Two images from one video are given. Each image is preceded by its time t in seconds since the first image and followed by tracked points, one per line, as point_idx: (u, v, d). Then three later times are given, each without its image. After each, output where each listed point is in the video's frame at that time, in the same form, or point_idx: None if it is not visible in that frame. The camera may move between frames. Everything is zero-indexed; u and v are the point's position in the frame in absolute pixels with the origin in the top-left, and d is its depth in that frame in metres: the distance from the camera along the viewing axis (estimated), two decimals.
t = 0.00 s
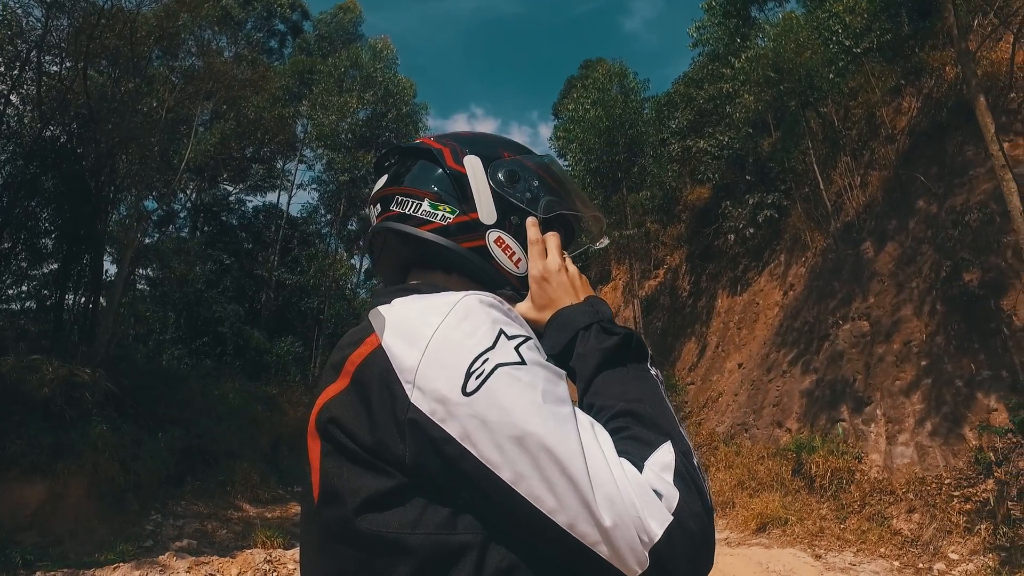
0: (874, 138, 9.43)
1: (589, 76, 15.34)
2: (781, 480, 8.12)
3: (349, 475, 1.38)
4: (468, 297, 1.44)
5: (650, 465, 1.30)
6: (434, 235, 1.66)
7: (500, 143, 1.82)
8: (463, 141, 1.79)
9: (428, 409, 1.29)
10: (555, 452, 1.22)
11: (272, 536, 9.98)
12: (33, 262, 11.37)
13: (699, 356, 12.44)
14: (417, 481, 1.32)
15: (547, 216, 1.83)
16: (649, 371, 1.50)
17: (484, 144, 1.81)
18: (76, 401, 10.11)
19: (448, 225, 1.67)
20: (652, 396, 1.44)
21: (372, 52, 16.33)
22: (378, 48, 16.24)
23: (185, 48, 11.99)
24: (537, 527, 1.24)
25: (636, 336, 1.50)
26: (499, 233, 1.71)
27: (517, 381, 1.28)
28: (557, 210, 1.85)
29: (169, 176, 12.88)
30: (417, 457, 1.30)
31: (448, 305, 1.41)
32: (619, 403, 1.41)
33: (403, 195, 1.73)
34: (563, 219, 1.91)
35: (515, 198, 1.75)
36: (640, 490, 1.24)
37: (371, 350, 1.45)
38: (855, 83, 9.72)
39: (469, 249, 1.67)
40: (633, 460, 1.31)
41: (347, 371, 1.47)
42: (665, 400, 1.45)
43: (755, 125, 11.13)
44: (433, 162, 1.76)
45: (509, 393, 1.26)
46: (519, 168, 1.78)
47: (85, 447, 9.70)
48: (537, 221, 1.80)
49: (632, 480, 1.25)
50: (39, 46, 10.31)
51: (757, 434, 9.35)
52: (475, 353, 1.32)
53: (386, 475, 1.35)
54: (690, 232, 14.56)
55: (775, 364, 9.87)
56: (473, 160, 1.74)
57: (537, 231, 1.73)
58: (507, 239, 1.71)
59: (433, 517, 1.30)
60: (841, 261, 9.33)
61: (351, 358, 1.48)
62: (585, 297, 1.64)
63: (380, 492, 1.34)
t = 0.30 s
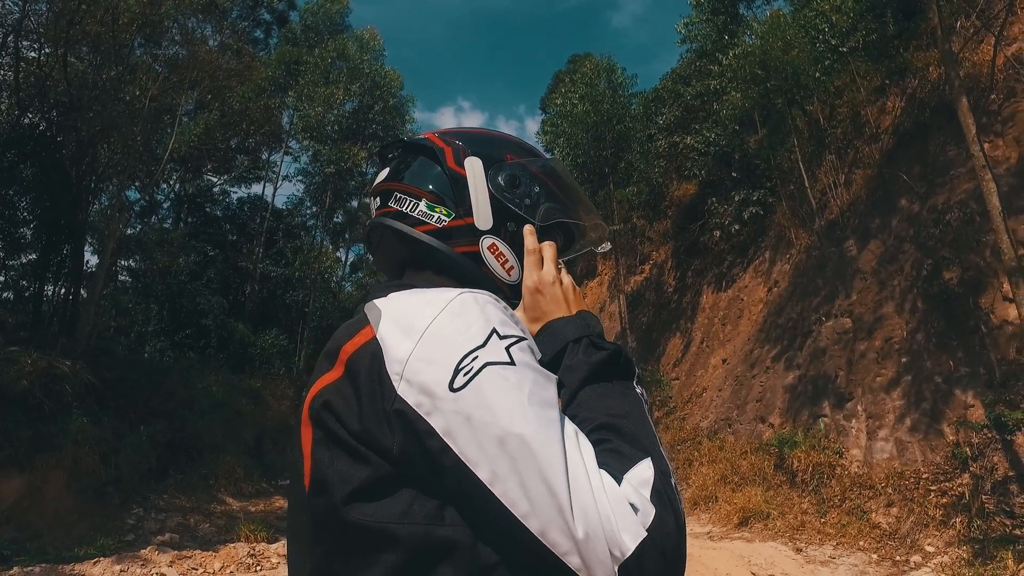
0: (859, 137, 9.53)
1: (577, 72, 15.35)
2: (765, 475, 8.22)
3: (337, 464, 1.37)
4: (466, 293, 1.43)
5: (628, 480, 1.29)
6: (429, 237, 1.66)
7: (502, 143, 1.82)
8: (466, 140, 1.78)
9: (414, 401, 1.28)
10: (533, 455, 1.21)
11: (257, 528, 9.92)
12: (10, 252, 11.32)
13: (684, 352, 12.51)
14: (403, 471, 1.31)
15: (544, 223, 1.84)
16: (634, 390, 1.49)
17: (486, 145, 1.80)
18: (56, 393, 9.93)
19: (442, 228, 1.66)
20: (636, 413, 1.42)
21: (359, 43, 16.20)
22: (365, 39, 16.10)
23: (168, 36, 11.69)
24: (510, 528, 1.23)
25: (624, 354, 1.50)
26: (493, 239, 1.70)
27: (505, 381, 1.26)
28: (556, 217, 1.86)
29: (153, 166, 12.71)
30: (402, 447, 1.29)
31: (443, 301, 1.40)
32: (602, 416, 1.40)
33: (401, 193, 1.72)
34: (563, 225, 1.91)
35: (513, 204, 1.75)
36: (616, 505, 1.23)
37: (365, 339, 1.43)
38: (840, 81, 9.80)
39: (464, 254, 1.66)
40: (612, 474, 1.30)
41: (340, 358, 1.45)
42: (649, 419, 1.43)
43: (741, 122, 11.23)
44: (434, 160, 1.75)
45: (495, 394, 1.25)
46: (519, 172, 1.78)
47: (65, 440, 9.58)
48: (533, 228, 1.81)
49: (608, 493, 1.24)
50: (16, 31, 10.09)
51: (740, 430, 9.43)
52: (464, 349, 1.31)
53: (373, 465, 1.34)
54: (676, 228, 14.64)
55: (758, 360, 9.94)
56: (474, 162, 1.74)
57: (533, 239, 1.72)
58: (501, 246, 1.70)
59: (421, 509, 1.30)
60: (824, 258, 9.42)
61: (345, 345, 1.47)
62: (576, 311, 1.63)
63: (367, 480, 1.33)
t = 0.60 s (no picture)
0: (839, 138, 9.65)
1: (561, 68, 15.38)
2: (742, 471, 8.32)
3: (319, 459, 1.37)
4: (456, 295, 1.41)
5: (609, 489, 1.29)
6: (418, 238, 1.64)
7: (496, 147, 1.82)
8: (458, 142, 1.77)
9: (399, 402, 1.27)
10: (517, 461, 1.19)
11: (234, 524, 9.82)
12: None
13: (665, 349, 12.61)
14: (386, 469, 1.31)
15: (535, 226, 1.83)
16: (618, 401, 1.49)
17: (479, 147, 1.79)
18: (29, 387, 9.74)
19: (431, 229, 1.65)
20: (620, 424, 1.42)
21: (342, 34, 16.07)
22: (349, 31, 15.97)
23: (146, 24, 11.41)
24: (487, 533, 1.21)
25: (610, 365, 1.50)
26: (483, 243, 1.69)
27: (491, 385, 1.25)
28: (546, 221, 1.86)
29: (130, 157, 12.49)
30: (387, 444, 1.29)
31: (433, 301, 1.39)
32: (586, 424, 1.39)
33: (392, 194, 1.70)
34: (554, 230, 1.91)
35: (504, 208, 1.74)
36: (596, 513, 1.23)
37: (353, 337, 1.43)
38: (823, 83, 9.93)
39: (452, 257, 1.64)
40: (594, 483, 1.30)
41: (329, 354, 1.46)
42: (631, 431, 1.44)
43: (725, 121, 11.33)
44: (426, 161, 1.74)
45: (481, 398, 1.23)
46: (511, 175, 1.78)
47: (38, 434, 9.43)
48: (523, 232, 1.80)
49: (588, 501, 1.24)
50: None
51: (718, 427, 9.53)
52: (452, 352, 1.29)
53: (356, 460, 1.33)
54: (658, 226, 14.73)
55: (737, 358, 10.05)
56: (466, 164, 1.73)
57: (523, 244, 1.71)
58: (490, 250, 1.68)
59: (401, 509, 1.29)
60: (803, 258, 9.54)
61: (333, 341, 1.48)
62: (564, 319, 1.61)
63: (347, 476, 1.33)
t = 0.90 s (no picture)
0: (821, 141, 9.77)
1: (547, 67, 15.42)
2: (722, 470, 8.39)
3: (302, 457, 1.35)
4: (446, 295, 1.39)
5: (595, 493, 1.27)
6: (409, 239, 1.62)
7: (486, 147, 1.81)
8: (448, 142, 1.76)
9: (384, 402, 1.25)
10: (502, 464, 1.17)
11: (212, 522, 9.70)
12: None
13: (647, 348, 12.67)
14: (368, 469, 1.30)
15: (526, 226, 1.82)
16: (608, 405, 1.47)
17: (470, 148, 1.78)
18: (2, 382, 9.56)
19: (421, 230, 1.63)
20: (608, 427, 1.40)
21: (326, 29, 15.97)
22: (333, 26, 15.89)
23: (126, 14, 11.21)
24: (470, 537, 1.18)
25: (600, 368, 1.48)
26: (474, 243, 1.68)
27: (477, 388, 1.23)
28: (537, 220, 1.85)
29: (109, 149, 12.31)
30: (371, 444, 1.27)
31: (422, 302, 1.37)
32: (574, 427, 1.37)
33: (381, 195, 1.68)
34: (546, 228, 1.91)
35: (495, 208, 1.73)
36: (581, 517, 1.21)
37: (340, 336, 1.42)
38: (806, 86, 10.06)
39: (444, 257, 1.63)
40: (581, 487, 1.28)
41: (316, 353, 1.45)
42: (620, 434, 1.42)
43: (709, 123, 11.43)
44: (415, 163, 1.72)
45: (466, 400, 1.21)
46: (501, 174, 1.76)
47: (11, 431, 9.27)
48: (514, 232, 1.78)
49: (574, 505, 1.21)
50: None
51: (699, 426, 9.59)
52: (439, 354, 1.27)
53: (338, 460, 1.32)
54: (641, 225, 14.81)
55: (719, 357, 10.12)
56: (455, 164, 1.71)
57: (514, 245, 1.69)
58: (481, 250, 1.67)
59: (385, 510, 1.27)
60: (785, 259, 9.64)
61: (321, 339, 1.46)
62: (554, 323, 1.58)
63: (330, 475, 1.31)
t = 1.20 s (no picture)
0: (800, 143, 9.89)
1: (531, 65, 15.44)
2: (699, 469, 8.46)
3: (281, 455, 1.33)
4: (430, 293, 1.37)
5: (579, 495, 1.25)
6: (408, 233, 1.60)
7: (475, 140, 1.80)
8: (438, 136, 1.74)
9: (364, 401, 1.23)
10: (483, 464, 1.15)
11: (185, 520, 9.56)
12: None
13: (626, 347, 12.75)
14: (349, 468, 1.28)
15: (521, 217, 1.82)
16: (598, 401, 1.46)
17: (459, 141, 1.77)
18: None
19: (420, 224, 1.61)
20: (596, 424, 1.39)
21: (307, 22, 15.84)
22: (315, 19, 15.76)
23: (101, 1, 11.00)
24: (453, 537, 1.17)
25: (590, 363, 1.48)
26: (474, 234, 1.67)
27: (459, 387, 1.21)
28: (531, 209, 1.85)
29: (83, 139, 12.10)
30: (350, 443, 1.26)
31: (405, 299, 1.35)
32: (561, 426, 1.36)
33: (373, 191, 1.66)
34: (537, 217, 1.91)
35: (491, 199, 1.72)
36: (563, 518, 1.19)
37: (322, 332, 1.40)
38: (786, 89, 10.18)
39: (444, 250, 1.62)
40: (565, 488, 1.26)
41: (298, 349, 1.42)
42: (607, 431, 1.41)
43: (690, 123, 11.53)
44: (407, 156, 1.70)
45: (447, 399, 1.20)
46: (494, 166, 1.76)
47: None
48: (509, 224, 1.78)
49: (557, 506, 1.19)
50: None
51: (677, 425, 9.67)
52: (420, 352, 1.25)
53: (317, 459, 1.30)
54: (622, 225, 14.89)
55: (697, 357, 10.20)
56: (449, 157, 1.71)
57: (509, 236, 1.68)
58: (483, 241, 1.67)
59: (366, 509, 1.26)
60: (763, 260, 9.74)
61: (303, 335, 1.44)
62: (551, 314, 1.58)
63: (308, 476, 1.29)
